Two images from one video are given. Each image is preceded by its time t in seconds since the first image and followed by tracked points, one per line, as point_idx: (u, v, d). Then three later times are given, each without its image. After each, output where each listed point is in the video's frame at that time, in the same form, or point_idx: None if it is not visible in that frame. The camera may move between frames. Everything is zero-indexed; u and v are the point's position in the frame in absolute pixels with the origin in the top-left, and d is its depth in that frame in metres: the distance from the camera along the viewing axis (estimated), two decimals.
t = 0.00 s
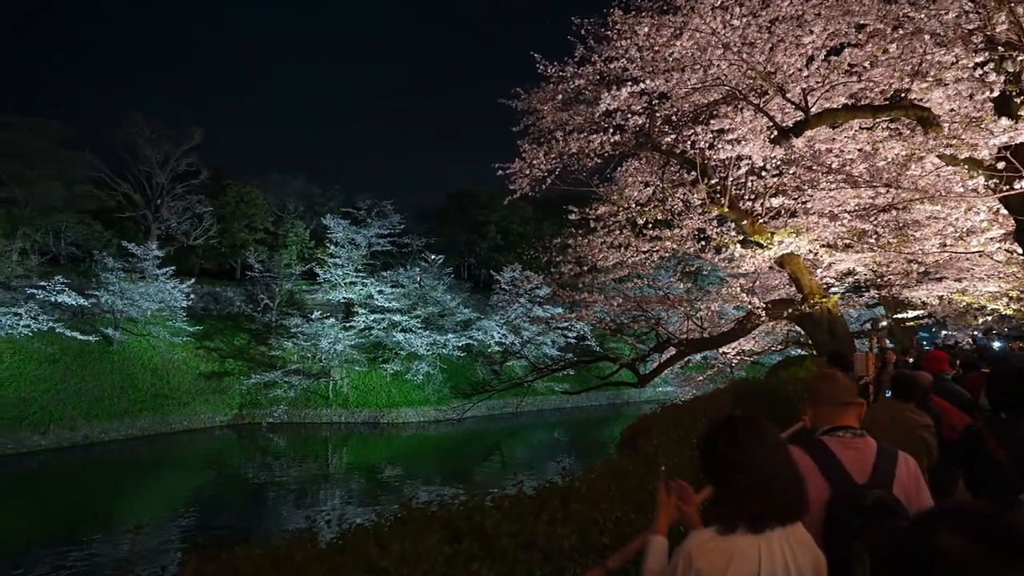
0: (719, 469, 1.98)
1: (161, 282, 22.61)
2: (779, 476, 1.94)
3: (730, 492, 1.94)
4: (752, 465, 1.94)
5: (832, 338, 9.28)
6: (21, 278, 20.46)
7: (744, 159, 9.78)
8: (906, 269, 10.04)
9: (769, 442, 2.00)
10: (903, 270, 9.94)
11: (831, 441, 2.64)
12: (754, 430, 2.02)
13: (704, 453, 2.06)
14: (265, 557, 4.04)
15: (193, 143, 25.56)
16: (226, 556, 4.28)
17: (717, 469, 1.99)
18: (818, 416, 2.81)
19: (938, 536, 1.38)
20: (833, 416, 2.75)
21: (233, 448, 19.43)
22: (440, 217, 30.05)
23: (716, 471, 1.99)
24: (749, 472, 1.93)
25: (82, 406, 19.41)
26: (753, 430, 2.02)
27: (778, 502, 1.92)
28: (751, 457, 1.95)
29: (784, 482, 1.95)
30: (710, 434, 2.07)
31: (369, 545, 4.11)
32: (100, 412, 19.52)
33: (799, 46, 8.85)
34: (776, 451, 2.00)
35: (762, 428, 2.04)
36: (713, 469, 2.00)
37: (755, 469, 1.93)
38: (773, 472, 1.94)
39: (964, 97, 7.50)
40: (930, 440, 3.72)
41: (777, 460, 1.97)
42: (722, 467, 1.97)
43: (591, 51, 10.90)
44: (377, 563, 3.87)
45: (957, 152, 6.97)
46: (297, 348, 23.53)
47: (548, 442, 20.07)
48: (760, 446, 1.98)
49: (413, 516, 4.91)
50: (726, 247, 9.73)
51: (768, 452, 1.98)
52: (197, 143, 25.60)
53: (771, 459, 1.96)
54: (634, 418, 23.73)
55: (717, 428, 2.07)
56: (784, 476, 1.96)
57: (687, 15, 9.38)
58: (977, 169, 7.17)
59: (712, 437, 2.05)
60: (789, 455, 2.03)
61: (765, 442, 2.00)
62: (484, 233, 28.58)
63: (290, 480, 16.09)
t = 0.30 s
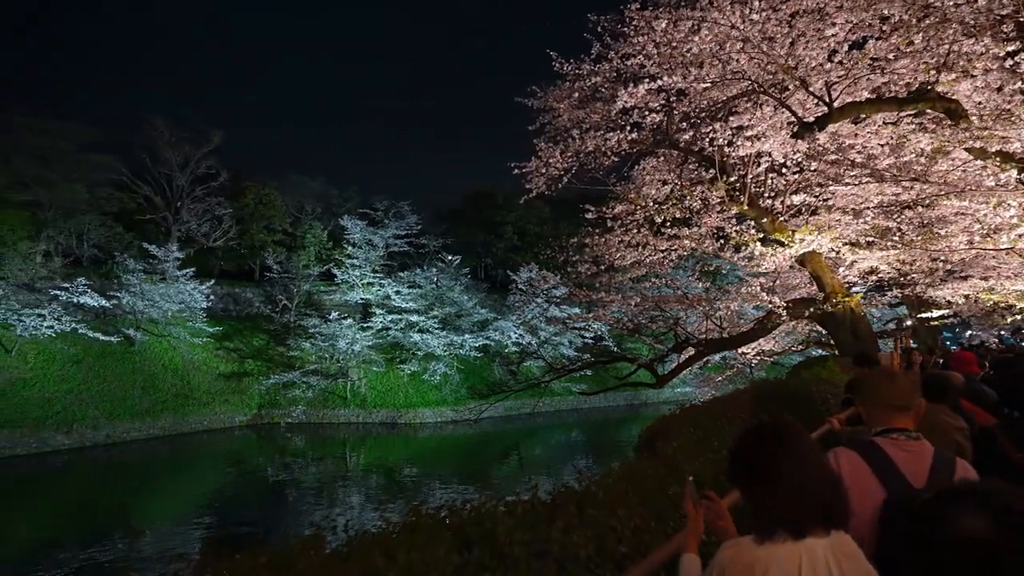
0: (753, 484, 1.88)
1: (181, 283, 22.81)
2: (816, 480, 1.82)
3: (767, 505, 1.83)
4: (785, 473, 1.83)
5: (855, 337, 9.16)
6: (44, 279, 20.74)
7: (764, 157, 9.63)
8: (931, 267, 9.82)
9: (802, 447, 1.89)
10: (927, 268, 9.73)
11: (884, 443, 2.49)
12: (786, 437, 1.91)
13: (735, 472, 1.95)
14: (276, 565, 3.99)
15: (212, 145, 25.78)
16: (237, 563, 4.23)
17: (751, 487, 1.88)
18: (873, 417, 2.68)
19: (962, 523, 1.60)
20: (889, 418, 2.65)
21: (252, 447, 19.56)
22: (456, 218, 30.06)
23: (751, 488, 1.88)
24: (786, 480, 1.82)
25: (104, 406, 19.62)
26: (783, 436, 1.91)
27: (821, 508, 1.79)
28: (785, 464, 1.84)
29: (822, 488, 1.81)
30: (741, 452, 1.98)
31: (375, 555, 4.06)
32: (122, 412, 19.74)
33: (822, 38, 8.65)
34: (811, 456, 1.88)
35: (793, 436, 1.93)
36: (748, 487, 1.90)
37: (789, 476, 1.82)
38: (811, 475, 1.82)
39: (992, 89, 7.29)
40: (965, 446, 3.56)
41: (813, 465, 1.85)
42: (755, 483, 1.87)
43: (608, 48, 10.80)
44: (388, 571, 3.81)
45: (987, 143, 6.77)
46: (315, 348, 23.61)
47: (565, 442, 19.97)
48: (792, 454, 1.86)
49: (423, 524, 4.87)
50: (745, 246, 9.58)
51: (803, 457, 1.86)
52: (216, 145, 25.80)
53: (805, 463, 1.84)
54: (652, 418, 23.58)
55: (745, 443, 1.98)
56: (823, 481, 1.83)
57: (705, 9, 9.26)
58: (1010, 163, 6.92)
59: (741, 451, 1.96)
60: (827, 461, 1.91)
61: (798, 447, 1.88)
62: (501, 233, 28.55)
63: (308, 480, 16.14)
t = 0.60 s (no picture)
0: (777, 493, 1.80)
1: (201, 283, 23.02)
2: (847, 490, 1.74)
3: (793, 514, 1.76)
4: (816, 484, 1.75)
5: (879, 337, 9.05)
6: (66, 279, 21.00)
7: (785, 153, 9.52)
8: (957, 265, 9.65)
9: (832, 455, 1.80)
10: (952, 267, 9.56)
11: (943, 448, 2.29)
12: (814, 446, 1.82)
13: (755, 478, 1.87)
14: None
15: (231, 146, 25.98)
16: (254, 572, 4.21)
17: (774, 495, 1.80)
18: (923, 413, 2.44)
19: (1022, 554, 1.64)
20: (945, 415, 2.34)
21: (271, 446, 19.69)
22: (473, 217, 30.06)
23: (774, 496, 1.80)
24: (817, 492, 1.74)
25: (125, 404, 19.83)
26: (810, 443, 1.82)
27: (855, 521, 1.72)
28: (815, 475, 1.75)
29: (852, 497, 1.74)
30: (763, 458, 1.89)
31: (385, 568, 4.03)
32: (143, 410, 19.95)
33: (846, 31, 8.54)
34: (840, 463, 1.80)
35: (821, 442, 1.84)
36: (771, 495, 1.81)
37: (820, 488, 1.74)
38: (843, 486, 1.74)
39: None
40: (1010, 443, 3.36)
41: (845, 474, 1.76)
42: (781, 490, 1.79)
43: (625, 45, 10.70)
44: None
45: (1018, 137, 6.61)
46: (332, 347, 23.68)
47: (582, 442, 19.91)
48: (822, 464, 1.77)
49: (436, 532, 4.83)
50: (766, 244, 9.44)
51: (835, 467, 1.77)
52: (235, 146, 26.01)
53: (836, 473, 1.75)
54: (670, 418, 23.44)
55: (769, 448, 1.88)
56: (853, 491, 1.75)
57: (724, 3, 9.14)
58: None
59: (766, 457, 1.87)
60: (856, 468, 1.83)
61: (828, 454, 1.80)
62: (517, 233, 28.53)
63: (326, 479, 16.23)
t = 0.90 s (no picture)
0: (777, 494, 1.76)
1: (221, 283, 23.22)
2: (849, 491, 1.70)
3: (795, 516, 1.72)
4: (816, 484, 1.70)
5: (903, 336, 8.90)
6: (89, 280, 21.27)
7: (806, 150, 9.42)
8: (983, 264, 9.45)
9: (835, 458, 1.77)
10: (978, 265, 9.37)
11: (971, 451, 2.22)
12: (814, 448, 1.80)
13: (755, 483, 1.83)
14: None
15: (250, 148, 26.20)
16: None
17: (774, 497, 1.76)
18: (952, 410, 2.35)
19: None
20: (970, 418, 2.27)
21: (291, 445, 19.83)
22: (491, 217, 30.06)
23: (776, 499, 1.76)
24: (818, 492, 1.70)
25: (147, 404, 20.07)
26: (808, 446, 1.80)
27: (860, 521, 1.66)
28: (815, 475, 1.72)
29: (855, 498, 1.69)
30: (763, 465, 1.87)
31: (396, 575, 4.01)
32: (164, 409, 20.16)
33: (868, 25, 8.48)
34: (842, 466, 1.76)
35: (822, 446, 1.82)
36: (770, 499, 1.77)
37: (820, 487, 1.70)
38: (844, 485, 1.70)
39: None
40: None
41: (847, 475, 1.72)
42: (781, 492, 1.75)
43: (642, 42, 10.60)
44: None
45: None
46: (351, 348, 23.78)
47: (600, 443, 19.83)
48: (821, 465, 1.74)
49: (447, 537, 4.78)
50: (786, 243, 9.31)
51: (836, 467, 1.73)
52: (254, 148, 26.22)
53: (837, 472, 1.71)
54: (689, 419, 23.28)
55: (770, 454, 1.85)
56: (856, 492, 1.70)
57: None
58: None
59: (767, 461, 1.84)
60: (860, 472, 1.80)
61: (829, 456, 1.77)
62: (535, 232, 28.51)
63: (345, 477, 16.34)
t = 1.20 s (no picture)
0: (769, 495, 1.74)
1: (244, 284, 23.43)
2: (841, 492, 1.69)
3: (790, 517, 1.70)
4: (807, 484, 1.70)
5: (930, 336, 8.72)
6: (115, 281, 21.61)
7: (828, 146, 9.29)
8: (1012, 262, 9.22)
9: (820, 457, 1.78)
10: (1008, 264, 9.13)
11: (962, 456, 2.19)
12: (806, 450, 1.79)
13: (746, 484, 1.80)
14: None
15: (272, 150, 26.42)
16: None
17: (767, 498, 1.74)
18: (943, 415, 2.38)
19: None
20: (967, 424, 2.25)
21: (313, 445, 19.95)
22: (511, 217, 30.02)
23: (768, 499, 1.74)
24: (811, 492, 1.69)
25: (172, 403, 20.32)
26: (796, 446, 1.80)
27: (850, 522, 1.67)
28: (810, 477, 1.71)
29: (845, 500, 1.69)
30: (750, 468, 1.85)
31: None
32: (189, 409, 20.38)
33: (892, 17, 8.31)
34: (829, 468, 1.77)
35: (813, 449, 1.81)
36: (764, 500, 1.74)
37: (810, 488, 1.69)
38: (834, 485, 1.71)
39: None
40: None
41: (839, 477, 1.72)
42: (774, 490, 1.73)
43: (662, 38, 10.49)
44: None
45: None
46: (372, 348, 23.86)
47: (621, 443, 19.72)
48: (809, 466, 1.74)
49: (454, 544, 4.76)
50: (809, 241, 9.16)
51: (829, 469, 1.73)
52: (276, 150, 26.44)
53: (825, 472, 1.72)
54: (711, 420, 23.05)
55: (759, 455, 1.84)
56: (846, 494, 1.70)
57: None
58: None
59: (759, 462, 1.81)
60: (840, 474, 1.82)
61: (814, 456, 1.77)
62: (555, 232, 28.43)
63: (366, 477, 16.41)
